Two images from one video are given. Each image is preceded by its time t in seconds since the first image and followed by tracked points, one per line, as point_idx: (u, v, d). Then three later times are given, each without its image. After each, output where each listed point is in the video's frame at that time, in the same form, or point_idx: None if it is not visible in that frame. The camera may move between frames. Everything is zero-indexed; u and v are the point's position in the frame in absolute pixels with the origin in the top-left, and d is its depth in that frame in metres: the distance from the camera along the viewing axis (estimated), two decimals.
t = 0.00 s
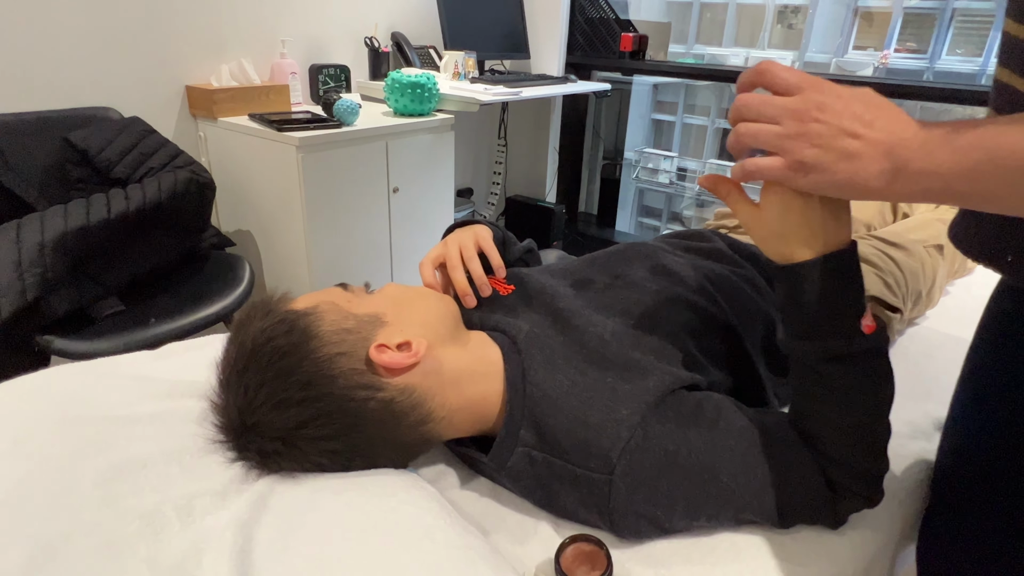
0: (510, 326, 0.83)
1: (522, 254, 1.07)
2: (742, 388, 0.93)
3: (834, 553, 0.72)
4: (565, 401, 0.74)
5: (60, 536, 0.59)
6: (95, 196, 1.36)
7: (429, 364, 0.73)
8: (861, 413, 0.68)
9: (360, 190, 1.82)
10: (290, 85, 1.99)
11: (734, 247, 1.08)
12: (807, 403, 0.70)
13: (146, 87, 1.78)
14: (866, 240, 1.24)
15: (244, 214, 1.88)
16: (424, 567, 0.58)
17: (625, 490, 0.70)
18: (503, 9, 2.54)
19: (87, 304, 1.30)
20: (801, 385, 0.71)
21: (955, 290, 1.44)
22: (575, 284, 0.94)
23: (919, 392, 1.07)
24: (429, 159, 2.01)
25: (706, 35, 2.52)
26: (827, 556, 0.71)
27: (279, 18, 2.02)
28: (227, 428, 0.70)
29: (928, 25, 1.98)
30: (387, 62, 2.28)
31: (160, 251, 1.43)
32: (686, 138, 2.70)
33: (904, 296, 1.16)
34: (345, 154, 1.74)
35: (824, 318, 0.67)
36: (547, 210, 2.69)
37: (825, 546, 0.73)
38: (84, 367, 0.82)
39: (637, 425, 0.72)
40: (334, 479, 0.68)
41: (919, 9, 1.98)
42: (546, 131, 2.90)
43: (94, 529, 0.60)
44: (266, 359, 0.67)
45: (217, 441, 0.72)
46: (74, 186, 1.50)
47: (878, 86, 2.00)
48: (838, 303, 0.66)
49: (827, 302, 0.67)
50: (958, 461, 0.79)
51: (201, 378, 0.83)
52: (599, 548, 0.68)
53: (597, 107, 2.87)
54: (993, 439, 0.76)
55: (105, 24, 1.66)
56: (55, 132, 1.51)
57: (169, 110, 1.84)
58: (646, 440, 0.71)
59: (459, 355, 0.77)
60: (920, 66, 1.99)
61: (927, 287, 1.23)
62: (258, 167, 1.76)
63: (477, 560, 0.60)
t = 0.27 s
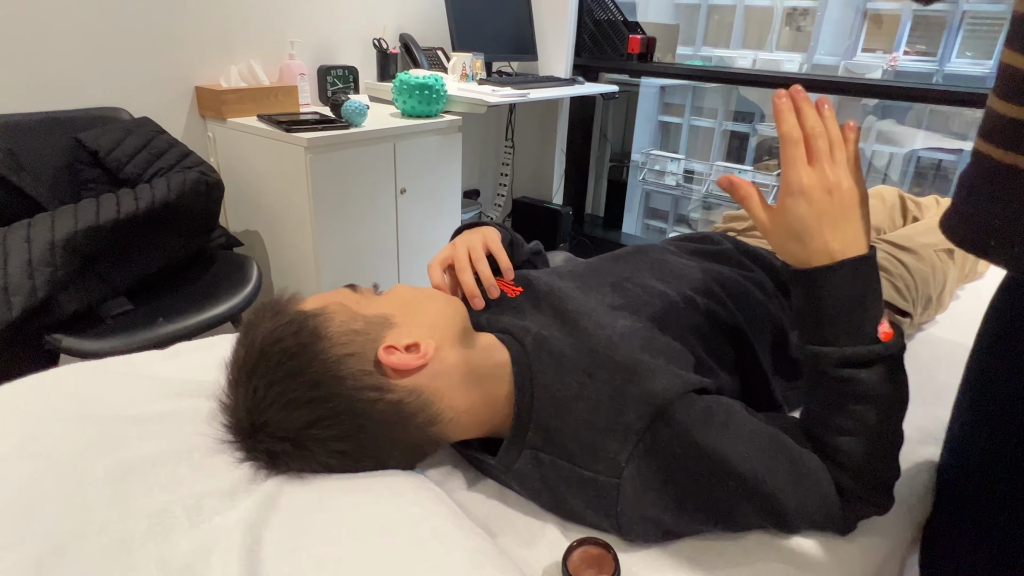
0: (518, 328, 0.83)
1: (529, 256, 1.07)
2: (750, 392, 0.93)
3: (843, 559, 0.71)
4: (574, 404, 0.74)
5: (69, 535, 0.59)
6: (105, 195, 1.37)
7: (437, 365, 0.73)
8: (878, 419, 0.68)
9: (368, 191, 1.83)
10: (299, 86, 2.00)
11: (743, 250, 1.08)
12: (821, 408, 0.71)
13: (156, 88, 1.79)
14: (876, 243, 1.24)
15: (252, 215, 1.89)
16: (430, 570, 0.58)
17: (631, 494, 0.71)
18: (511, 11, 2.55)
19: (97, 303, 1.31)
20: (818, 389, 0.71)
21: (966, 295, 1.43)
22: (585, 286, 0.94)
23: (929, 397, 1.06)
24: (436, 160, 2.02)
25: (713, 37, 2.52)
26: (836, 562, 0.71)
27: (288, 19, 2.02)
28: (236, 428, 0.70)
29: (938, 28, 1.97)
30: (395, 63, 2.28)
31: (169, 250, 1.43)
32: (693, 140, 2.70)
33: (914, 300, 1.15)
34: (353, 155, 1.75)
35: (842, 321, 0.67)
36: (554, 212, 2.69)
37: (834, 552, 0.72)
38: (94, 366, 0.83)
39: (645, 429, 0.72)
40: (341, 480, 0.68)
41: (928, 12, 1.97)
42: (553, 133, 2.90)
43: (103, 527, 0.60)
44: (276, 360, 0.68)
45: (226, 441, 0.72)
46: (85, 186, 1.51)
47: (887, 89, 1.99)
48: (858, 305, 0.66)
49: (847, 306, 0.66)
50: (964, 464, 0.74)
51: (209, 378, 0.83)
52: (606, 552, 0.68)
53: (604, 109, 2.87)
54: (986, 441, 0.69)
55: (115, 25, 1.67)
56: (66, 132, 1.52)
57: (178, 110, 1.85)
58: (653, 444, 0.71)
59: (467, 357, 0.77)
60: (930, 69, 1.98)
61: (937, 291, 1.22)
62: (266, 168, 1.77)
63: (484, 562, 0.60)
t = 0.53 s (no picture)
0: (491, 339, 0.80)
1: (503, 263, 1.04)
2: (726, 406, 0.91)
3: None
4: (548, 419, 0.71)
5: None
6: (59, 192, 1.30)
7: (405, 378, 0.69)
8: (903, 436, 0.67)
9: (338, 193, 1.78)
10: (268, 83, 1.94)
11: (719, 261, 1.06)
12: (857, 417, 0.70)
13: (116, 81, 1.72)
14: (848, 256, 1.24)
15: (216, 215, 1.82)
16: None
17: (609, 513, 0.67)
18: (487, 14, 2.52)
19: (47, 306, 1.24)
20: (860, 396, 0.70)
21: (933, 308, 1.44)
22: (560, 296, 0.91)
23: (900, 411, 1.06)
24: (409, 163, 1.98)
25: (687, 47, 2.53)
26: None
27: (257, 15, 1.97)
28: (188, 444, 0.66)
29: (901, 46, 2.00)
30: (368, 63, 2.24)
31: (127, 251, 1.36)
32: (665, 150, 2.70)
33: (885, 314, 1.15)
34: (322, 155, 1.70)
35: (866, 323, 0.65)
36: (527, 218, 2.67)
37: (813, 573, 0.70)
38: (35, 375, 0.77)
39: (623, 446, 0.69)
40: (301, 500, 0.64)
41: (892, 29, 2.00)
42: (528, 138, 2.88)
43: (35, 555, 0.55)
44: (232, 371, 0.63)
45: (176, 458, 0.67)
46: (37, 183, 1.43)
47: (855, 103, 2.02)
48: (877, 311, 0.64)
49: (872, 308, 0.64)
50: (923, 499, 0.69)
51: (161, 389, 0.78)
52: None
53: (579, 116, 2.86)
54: (956, 474, 0.64)
55: (74, 14, 1.59)
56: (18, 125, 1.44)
57: (140, 105, 1.78)
58: (631, 461, 0.68)
59: (437, 369, 0.73)
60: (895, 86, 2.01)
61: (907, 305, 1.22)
62: (231, 167, 1.71)
63: None
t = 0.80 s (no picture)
0: (479, 339, 0.80)
1: (492, 263, 1.04)
2: (715, 405, 0.92)
3: None
4: (535, 419, 0.71)
5: None
6: (46, 193, 1.29)
7: (392, 378, 0.69)
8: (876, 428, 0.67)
9: (328, 194, 1.77)
10: (259, 84, 1.93)
11: (707, 261, 1.07)
12: (833, 412, 0.70)
13: (105, 82, 1.71)
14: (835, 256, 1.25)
15: (206, 216, 1.82)
16: None
17: (596, 512, 0.67)
18: (479, 16, 2.52)
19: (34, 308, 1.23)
20: (836, 395, 0.70)
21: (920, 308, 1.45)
22: (548, 296, 0.91)
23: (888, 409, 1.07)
24: (400, 164, 1.97)
25: (679, 49, 2.54)
26: None
27: (248, 16, 1.96)
28: (172, 445, 0.65)
29: (890, 48, 2.02)
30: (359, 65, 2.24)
31: (116, 253, 1.36)
32: (657, 151, 2.71)
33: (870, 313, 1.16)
34: (312, 157, 1.69)
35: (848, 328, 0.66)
36: (519, 219, 2.67)
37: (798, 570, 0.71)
38: (19, 377, 0.77)
39: (610, 445, 0.69)
40: (287, 500, 0.64)
41: (882, 32, 2.02)
42: (520, 139, 2.89)
43: (16, 557, 0.55)
44: (216, 372, 0.63)
45: (160, 459, 0.67)
46: (24, 184, 1.42)
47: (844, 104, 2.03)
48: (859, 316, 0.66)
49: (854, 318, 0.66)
50: (915, 494, 0.69)
51: (147, 390, 0.78)
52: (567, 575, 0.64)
53: (571, 117, 2.87)
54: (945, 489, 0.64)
55: (62, 14, 1.58)
56: (5, 126, 1.43)
57: (129, 106, 1.77)
58: (619, 460, 0.68)
59: (424, 369, 0.73)
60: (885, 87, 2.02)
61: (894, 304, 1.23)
62: (221, 168, 1.70)
63: None
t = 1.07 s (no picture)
0: (474, 340, 0.80)
1: (488, 264, 1.04)
2: (710, 405, 0.92)
3: None
4: (530, 419, 0.71)
5: None
6: (39, 194, 1.28)
7: (388, 378, 0.69)
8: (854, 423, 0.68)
9: (323, 195, 1.77)
10: (253, 85, 1.93)
11: (701, 262, 1.08)
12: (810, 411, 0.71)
13: (98, 83, 1.70)
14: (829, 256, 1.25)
15: (201, 217, 1.81)
16: None
17: (591, 512, 0.67)
18: (475, 17, 2.53)
19: (27, 309, 1.23)
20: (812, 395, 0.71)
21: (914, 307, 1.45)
22: (543, 296, 0.92)
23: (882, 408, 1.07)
24: (395, 165, 1.97)
25: (673, 50, 2.55)
26: None
27: (243, 17, 1.96)
28: (167, 446, 0.65)
29: (883, 50, 2.03)
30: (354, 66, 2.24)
31: (110, 253, 1.35)
32: (652, 152, 2.72)
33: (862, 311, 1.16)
34: (307, 158, 1.69)
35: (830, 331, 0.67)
36: (515, 220, 2.67)
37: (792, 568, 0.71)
38: (12, 379, 0.76)
39: (604, 444, 0.69)
40: (282, 501, 0.64)
41: (875, 34, 2.03)
42: (516, 140, 2.89)
43: (10, 559, 0.54)
44: (211, 373, 0.63)
45: (155, 460, 0.67)
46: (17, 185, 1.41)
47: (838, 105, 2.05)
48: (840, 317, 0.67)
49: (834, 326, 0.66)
50: (902, 487, 0.70)
51: (143, 391, 0.78)
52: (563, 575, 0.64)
53: (566, 118, 2.87)
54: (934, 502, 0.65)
55: (55, 15, 1.58)
56: None
57: (123, 107, 1.77)
58: (613, 460, 0.69)
59: (419, 370, 0.73)
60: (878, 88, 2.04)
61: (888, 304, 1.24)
62: (215, 169, 1.70)
63: None
